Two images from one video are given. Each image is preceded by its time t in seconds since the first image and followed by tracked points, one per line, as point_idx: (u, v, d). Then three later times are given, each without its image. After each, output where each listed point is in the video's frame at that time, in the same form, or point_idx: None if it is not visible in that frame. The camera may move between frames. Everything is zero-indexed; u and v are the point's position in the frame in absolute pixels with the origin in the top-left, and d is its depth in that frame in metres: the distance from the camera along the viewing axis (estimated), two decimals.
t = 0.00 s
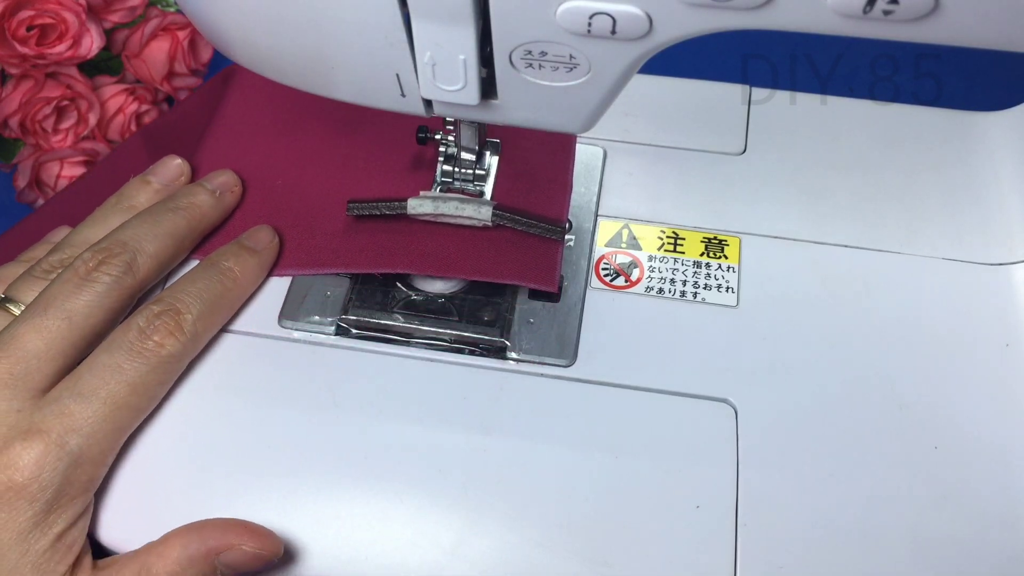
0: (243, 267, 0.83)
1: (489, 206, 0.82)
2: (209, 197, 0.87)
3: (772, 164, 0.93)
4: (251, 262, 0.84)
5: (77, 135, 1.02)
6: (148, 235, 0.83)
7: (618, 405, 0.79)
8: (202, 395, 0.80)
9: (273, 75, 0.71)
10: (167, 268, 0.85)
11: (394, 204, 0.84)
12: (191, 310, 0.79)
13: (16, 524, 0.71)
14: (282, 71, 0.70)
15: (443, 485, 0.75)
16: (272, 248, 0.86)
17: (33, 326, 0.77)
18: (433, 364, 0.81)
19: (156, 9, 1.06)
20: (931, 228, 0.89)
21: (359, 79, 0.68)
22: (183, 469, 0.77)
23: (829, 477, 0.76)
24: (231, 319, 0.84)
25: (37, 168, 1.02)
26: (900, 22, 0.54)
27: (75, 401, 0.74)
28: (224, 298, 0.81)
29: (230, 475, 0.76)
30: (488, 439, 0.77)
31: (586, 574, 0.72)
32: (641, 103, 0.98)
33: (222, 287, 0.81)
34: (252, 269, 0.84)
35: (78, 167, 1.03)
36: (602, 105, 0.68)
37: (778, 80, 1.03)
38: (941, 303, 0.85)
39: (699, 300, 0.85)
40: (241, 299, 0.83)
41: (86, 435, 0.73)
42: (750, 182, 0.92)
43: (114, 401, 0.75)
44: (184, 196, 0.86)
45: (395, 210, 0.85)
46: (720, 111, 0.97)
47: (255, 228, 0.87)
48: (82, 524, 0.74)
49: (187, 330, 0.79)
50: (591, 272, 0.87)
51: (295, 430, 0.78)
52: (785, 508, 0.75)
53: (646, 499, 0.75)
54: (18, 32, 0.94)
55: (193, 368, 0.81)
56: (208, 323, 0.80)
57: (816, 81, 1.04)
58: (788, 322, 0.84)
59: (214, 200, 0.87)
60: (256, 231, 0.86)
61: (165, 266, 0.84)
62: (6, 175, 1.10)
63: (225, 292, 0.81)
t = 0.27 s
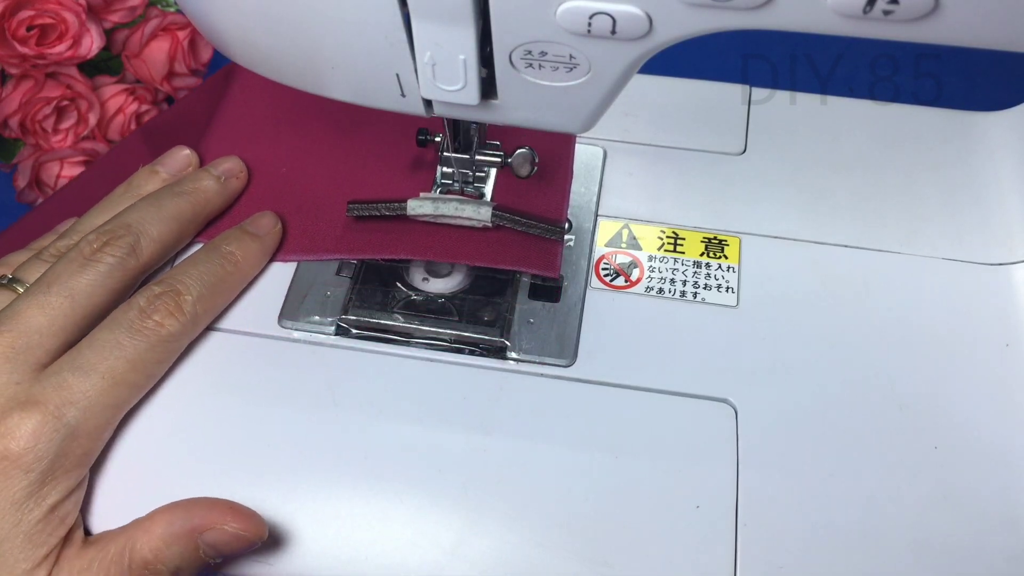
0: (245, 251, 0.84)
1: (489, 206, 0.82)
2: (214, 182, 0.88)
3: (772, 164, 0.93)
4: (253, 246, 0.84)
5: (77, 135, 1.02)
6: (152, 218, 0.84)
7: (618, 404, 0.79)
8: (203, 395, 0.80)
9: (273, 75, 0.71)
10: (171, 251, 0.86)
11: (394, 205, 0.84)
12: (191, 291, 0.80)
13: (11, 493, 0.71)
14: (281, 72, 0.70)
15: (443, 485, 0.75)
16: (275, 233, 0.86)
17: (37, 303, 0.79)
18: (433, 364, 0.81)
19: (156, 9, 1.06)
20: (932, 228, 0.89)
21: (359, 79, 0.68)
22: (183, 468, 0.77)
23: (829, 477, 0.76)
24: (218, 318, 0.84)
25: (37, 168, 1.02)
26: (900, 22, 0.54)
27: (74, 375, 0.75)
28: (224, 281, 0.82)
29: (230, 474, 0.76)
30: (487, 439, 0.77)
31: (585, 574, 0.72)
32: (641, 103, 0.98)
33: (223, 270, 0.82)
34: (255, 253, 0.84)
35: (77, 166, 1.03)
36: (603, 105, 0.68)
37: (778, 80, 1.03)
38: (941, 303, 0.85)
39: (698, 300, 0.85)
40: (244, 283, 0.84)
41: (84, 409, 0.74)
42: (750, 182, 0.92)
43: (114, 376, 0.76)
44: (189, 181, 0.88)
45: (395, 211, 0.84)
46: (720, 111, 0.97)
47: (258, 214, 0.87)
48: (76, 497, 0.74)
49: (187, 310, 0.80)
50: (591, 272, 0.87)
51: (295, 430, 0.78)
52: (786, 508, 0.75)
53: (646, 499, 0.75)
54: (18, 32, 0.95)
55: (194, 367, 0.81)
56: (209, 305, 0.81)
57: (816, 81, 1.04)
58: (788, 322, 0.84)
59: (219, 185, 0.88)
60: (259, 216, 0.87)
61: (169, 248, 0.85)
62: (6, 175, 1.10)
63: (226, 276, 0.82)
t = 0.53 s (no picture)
0: (249, 235, 0.85)
1: (489, 206, 0.82)
2: (220, 167, 0.89)
3: (772, 164, 0.93)
4: (257, 230, 0.86)
5: (77, 135, 1.02)
6: (159, 203, 0.85)
7: (618, 404, 0.79)
8: (204, 395, 0.80)
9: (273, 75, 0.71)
10: (177, 236, 0.87)
11: (395, 204, 0.85)
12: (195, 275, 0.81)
13: (14, 469, 0.72)
14: (281, 72, 0.69)
15: (443, 484, 0.75)
16: (278, 218, 0.87)
17: (46, 284, 0.80)
18: (433, 364, 0.81)
19: (155, 9, 1.06)
20: (932, 228, 0.89)
21: (359, 79, 0.68)
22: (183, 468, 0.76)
23: (829, 477, 0.76)
24: (217, 317, 0.84)
25: (37, 168, 1.02)
26: (900, 22, 0.54)
27: (80, 353, 0.76)
28: (229, 266, 0.83)
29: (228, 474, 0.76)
30: (488, 439, 0.77)
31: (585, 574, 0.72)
32: (641, 103, 0.98)
33: (227, 255, 0.83)
34: (257, 238, 0.85)
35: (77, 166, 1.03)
36: (602, 105, 0.68)
37: (778, 80, 1.03)
38: (941, 303, 0.85)
39: (698, 300, 0.85)
40: (247, 268, 0.85)
41: (89, 387, 0.75)
42: (750, 182, 0.92)
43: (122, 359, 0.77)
44: (195, 166, 0.89)
45: (395, 211, 0.85)
46: (720, 111, 0.97)
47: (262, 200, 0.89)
48: (78, 476, 0.75)
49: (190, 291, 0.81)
50: (591, 272, 0.87)
51: (295, 430, 0.78)
52: (786, 508, 0.75)
53: (647, 499, 0.75)
54: (18, 32, 0.95)
55: (194, 368, 0.81)
56: (212, 288, 0.82)
57: (816, 81, 1.04)
58: (788, 322, 0.84)
59: (224, 171, 0.89)
60: (264, 201, 0.88)
61: (175, 233, 0.86)
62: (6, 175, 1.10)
63: (231, 261, 0.83)
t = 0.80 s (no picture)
0: (254, 217, 0.86)
1: (489, 207, 0.82)
2: (225, 151, 0.90)
3: (772, 164, 0.93)
4: (261, 212, 0.87)
5: (77, 135, 1.02)
6: (167, 190, 0.87)
7: (618, 404, 0.79)
8: (203, 395, 0.80)
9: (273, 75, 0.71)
10: (185, 221, 0.88)
11: (394, 204, 0.84)
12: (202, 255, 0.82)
13: (21, 440, 0.72)
14: (282, 72, 0.69)
15: (443, 484, 0.75)
16: (282, 199, 0.88)
17: (58, 269, 0.81)
18: (433, 364, 0.81)
19: (156, 10, 1.06)
20: (932, 228, 0.89)
21: (359, 78, 0.68)
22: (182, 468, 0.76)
23: (829, 477, 0.76)
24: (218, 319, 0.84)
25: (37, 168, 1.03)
26: (900, 22, 0.54)
27: (89, 332, 0.77)
28: (235, 247, 0.84)
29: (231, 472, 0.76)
30: (488, 439, 0.77)
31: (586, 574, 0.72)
32: (641, 103, 0.98)
33: (234, 238, 0.84)
34: (262, 218, 0.86)
35: (77, 167, 1.03)
36: (602, 105, 0.68)
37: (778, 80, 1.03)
38: (941, 302, 0.85)
39: (698, 300, 0.85)
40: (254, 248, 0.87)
41: (98, 363, 0.76)
42: (750, 182, 0.92)
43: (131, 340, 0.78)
44: (201, 151, 0.89)
45: (395, 211, 0.85)
46: (720, 111, 0.97)
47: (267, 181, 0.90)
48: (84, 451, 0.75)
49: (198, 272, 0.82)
50: (591, 272, 0.87)
51: (295, 430, 0.78)
52: (786, 509, 0.75)
53: (647, 499, 0.75)
54: (18, 32, 0.95)
55: (194, 369, 0.81)
56: (218, 269, 0.83)
57: (816, 81, 1.04)
58: (788, 323, 0.84)
59: (229, 154, 0.90)
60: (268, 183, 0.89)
61: (184, 218, 0.88)
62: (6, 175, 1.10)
63: (237, 242, 0.85)
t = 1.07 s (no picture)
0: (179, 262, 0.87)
1: (488, 206, 0.81)
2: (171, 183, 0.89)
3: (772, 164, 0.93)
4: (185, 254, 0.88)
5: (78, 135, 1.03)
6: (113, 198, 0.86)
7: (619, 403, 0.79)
8: (200, 395, 0.79)
9: (273, 75, 0.71)
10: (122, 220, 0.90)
11: (394, 205, 0.84)
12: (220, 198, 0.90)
13: None
14: (282, 71, 0.69)
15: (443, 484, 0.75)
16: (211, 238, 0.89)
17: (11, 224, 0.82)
18: (433, 364, 0.81)
19: (156, 9, 1.08)
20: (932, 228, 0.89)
21: (359, 78, 0.68)
22: (179, 468, 0.76)
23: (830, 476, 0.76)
24: (218, 318, 0.84)
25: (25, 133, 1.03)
26: (899, 22, 0.54)
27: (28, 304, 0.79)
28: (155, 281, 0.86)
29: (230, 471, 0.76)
30: (488, 439, 0.77)
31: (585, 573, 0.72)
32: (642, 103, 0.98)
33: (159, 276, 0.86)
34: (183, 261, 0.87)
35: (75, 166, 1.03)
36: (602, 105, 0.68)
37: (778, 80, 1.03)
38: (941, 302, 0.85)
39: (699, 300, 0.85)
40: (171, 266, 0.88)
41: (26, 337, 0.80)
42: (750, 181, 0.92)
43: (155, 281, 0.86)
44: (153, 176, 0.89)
45: (395, 211, 0.85)
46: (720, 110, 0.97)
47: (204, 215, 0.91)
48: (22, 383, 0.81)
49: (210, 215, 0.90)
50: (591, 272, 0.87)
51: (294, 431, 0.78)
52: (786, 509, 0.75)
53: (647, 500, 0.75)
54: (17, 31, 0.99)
55: (190, 369, 0.81)
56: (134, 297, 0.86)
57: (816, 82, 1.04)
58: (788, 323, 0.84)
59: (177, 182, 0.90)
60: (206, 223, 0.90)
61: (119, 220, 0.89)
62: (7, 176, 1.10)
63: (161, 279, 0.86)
